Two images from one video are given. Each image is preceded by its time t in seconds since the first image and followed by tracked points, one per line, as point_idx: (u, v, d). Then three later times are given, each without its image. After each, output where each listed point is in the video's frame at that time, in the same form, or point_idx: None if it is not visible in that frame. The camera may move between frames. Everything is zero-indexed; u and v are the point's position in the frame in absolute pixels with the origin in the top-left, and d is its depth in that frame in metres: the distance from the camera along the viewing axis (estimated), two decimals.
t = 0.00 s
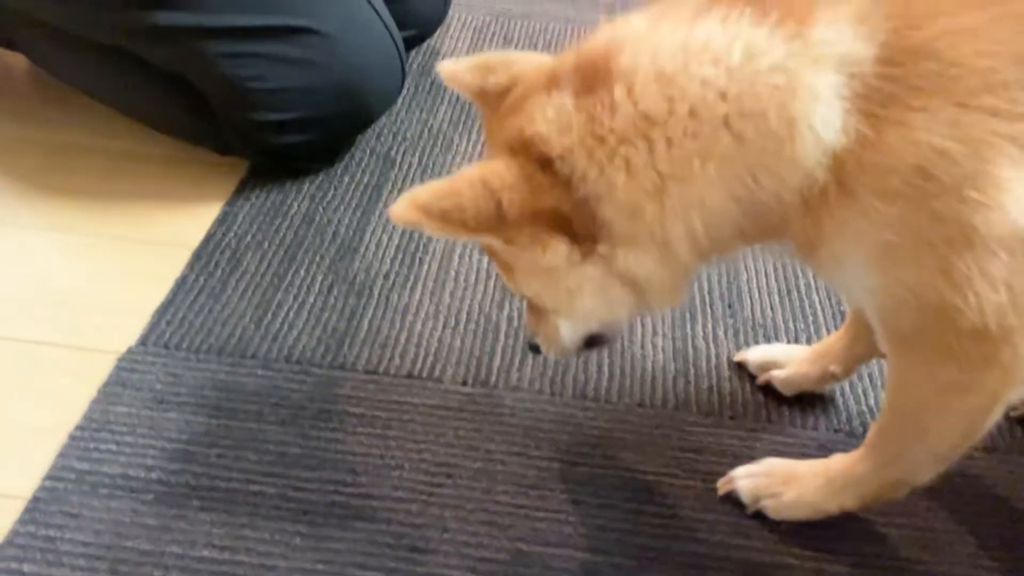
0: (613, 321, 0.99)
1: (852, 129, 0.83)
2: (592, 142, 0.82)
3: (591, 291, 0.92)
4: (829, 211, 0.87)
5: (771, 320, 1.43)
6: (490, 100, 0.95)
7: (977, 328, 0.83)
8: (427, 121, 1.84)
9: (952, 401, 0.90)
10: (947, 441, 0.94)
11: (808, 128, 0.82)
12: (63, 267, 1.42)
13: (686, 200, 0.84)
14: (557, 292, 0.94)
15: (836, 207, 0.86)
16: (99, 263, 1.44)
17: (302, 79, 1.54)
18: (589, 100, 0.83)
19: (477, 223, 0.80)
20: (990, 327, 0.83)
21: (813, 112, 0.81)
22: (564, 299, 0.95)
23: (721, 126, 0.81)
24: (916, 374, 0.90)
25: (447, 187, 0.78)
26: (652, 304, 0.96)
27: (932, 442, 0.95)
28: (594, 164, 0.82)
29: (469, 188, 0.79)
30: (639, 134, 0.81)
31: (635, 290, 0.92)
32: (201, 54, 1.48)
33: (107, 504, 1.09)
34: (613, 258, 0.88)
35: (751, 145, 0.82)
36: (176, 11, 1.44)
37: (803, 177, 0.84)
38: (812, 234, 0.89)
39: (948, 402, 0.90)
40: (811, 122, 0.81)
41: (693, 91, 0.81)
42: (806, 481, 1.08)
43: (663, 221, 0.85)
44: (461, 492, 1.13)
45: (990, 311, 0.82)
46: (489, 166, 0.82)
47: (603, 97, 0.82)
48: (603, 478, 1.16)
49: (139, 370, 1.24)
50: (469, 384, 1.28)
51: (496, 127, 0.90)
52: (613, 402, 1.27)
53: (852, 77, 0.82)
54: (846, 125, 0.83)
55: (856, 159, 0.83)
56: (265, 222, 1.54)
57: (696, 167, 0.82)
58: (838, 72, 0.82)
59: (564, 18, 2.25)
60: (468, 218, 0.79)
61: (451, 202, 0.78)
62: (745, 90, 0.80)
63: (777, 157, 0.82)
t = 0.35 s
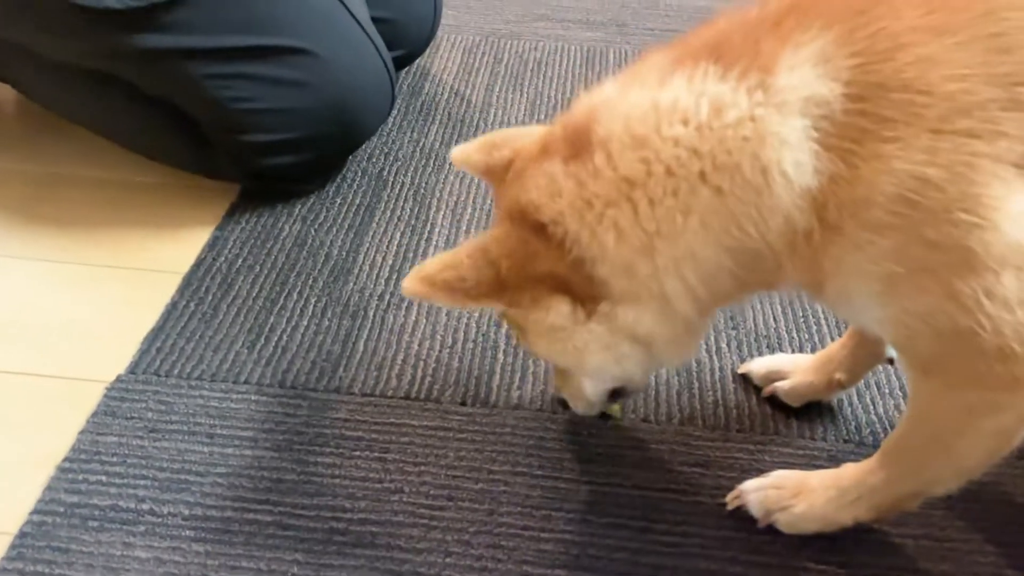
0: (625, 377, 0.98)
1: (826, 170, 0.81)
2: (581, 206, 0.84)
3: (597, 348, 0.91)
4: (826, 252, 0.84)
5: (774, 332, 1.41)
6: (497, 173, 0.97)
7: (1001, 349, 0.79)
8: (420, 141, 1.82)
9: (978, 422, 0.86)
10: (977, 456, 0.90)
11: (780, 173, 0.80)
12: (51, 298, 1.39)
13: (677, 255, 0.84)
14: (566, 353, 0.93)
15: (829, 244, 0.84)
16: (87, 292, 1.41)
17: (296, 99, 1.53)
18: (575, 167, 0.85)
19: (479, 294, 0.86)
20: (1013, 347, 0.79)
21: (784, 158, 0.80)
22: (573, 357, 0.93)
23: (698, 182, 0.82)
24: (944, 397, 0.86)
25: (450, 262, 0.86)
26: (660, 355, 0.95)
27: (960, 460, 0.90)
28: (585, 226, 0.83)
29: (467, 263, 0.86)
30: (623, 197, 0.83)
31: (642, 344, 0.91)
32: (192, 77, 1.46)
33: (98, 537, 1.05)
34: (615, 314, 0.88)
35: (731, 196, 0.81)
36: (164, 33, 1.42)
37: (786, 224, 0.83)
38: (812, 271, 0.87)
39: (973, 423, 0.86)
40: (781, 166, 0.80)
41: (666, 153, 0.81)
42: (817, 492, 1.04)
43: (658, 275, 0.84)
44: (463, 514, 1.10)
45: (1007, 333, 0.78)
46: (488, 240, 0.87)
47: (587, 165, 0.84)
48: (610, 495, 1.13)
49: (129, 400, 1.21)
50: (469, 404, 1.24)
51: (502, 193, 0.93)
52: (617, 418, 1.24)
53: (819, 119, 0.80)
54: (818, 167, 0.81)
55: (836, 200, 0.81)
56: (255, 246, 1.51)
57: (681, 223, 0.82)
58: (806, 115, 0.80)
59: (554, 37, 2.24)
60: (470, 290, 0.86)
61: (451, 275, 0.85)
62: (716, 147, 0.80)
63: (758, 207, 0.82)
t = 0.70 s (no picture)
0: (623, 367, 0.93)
1: (820, 141, 0.78)
2: (558, 181, 0.80)
3: (585, 334, 0.86)
4: (822, 231, 0.81)
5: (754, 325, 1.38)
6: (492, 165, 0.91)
7: (997, 337, 0.76)
8: (393, 139, 1.78)
9: (966, 413, 0.83)
10: (964, 452, 0.87)
11: (769, 145, 0.77)
12: (10, 302, 1.35)
13: (654, 231, 0.80)
14: (555, 341, 0.88)
15: (825, 223, 0.81)
16: (47, 298, 1.36)
17: (258, 95, 1.49)
18: (553, 143, 0.82)
19: (465, 291, 0.84)
20: (1009, 335, 0.76)
21: (773, 128, 0.77)
22: (562, 345, 0.88)
23: (680, 152, 0.78)
24: (936, 388, 0.83)
25: (431, 264, 0.82)
26: (658, 344, 0.89)
27: (946, 454, 0.87)
28: (561, 203, 0.79)
29: (450, 261, 0.82)
30: (600, 169, 0.79)
31: (634, 329, 0.86)
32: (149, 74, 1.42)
33: (51, 549, 1.01)
34: (600, 295, 0.83)
35: (714, 166, 0.78)
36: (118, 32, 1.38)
37: (775, 198, 0.80)
38: (804, 254, 0.84)
39: (962, 415, 0.83)
40: (771, 139, 0.77)
41: (647, 121, 0.78)
42: (799, 488, 1.01)
43: (635, 254, 0.80)
44: (432, 518, 1.06)
45: (1007, 320, 0.75)
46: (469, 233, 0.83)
47: (566, 138, 0.81)
48: (585, 495, 1.09)
49: (86, 407, 1.17)
50: (440, 405, 1.21)
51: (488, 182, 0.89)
52: (592, 415, 1.20)
53: (811, 88, 0.77)
54: (810, 138, 0.78)
55: (830, 174, 0.78)
56: (221, 247, 1.47)
57: (658, 194, 0.79)
58: (795, 83, 0.77)
59: (530, 32, 2.20)
60: (455, 288, 0.83)
61: (433, 278, 0.82)
62: (699, 114, 0.78)
63: (744, 178, 0.78)
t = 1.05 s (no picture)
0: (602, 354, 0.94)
1: (812, 127, 0.78)
2: (562, 166, 0.81)
3: (573, 317, 0.87)
4: (815, 216, 0.81)
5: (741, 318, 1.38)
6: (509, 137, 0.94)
7: (988, 325, 0.77)
8: (379, 134, 1.78)
9: (959, 403, 0.83)
10: (954, 441, 0.87)
11: (763, 131, 0.77)
12: None
13: (652, 219, 0.80)
14: (542, 322, 0.89)
15: (819, 208, 0.80)
16: (32, 295, 1.35)
17: (242, 91, 1.49)
18: (559, 129, 0.83)
19: (464, 251, 0.81)
20: (1002, 324, 0.76)
21: (766, 114, 0.77)
22: (548, 326, 0.89)
23: (676, 142, 0.78)
24: (928, 376, 0.83)
25: (438, 218, 0.80)
26: (640, 331, 0.90)
27: (937, 442, 0.88)
28: (565, 188, 0.80)
29: (455, 218, 0.80)
30: (600, 157, 0.79)
31: (619, 317, 0.87)
32: (132, 70, 1.41)
33: (36, 546, 1.00)
34: (592, 283, 0.84)
35: (710, 156, 0.78)
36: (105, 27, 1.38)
37: (768, 183, 0.80)
38: (799, 241, 0.84)
39: (954, 404, 0.83)
40: (764, 126, 0.77)
41: (643, 112, 0.79)
42: (786, 477, 1.01)
43: (634, 244, 0.81)
44: (421, 512, 1.06)
45: (999, 306, 0.75)
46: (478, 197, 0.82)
47: (570, 126, 0.82)
48: (573, 487, 1.09)
49: (70, 404, 1.16)
50: (428, 399, 1.21)
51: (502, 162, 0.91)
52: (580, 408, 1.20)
53: (804, 75, 0.78)
54: (803, 123, 0.78)
55: (823, 159, 0.78)
56: (207, 243, 1.46)
57: (656, 184, 0.79)
58: (788, 71, 0.78)
59: (516, 27, 2.20)
60: (456, 246, 0.81)
61: (438, 230, 0.80)
62: (695, 103, 0.78)
63: (738, 166, 0.79)
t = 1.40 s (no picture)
0: (581, 348, 0.97)
1: (785, 118, 0.79)
2: (546, 158, 0.81)
3: (560, 306, 0.90)
4: (786, 208, 0.81)
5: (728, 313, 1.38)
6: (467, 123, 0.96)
7: (963, 312, 0.77)
8: (366, 130, 1.77)
9: (937, 391, 0.83)
10: (935, 430, 0.87)
11: (738, 123, 0.79)
12: None
13: (638, 212, 0.81)
14: (524, 314, 0.91)
15: (790, 200, 0.81)
16: (15, 294, 1.34)
17: (228, 87, 1.48)
18: (539, 121, 0.83)
19: (452, 228, 0.77)
20: (975, 310, 0.77)
21: (742, 106, 0.78)
22: (533, 317, 0.91)
23: (656, 136, 0.79)
24: (905, 364, 0.83)
25: (424, 195, 0.76)
26: (622, 324, 0.93)
27: (917, 433, 0.88)
28: (551, 177, 0.80)
29: (443, 195, 0.77)
30: (585, 151, 0.80)
31: (602, 306, 0.90)
32: (118, 63, 1.41)
33: (18, 545, 0.99)
34: (578, 274, 0.86)
35: (688, 150, 0.79)
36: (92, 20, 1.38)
37: (743, 175, 0.81)
38: (771, 232, 0.84)
39: (932, 392, 0.83)
40: (739, 117, 0.78)
41: (625, 105, 0.79)
42: (772, 471, 1.02)
43: (619, 236, 0.82)
44: (407, 508, 1.05)
45: (972, 293, 0.76)
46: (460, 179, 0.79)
47: (550, 119, 0.82)
48: (560, 483, 1.09)
49: (54, 402, 1.15)
50: (415, 395, 1.20)
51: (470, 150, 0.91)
52: (567, 404, 1.20)
53: (777, 66, 0.79)
54: (776, 115, 0.79)
55: (795, 150, 0.79)
56: (192, 240, 1.46)
57: (640, 178, 0.80)
58: (761, 62, 0.79)
59: (504, 24, 2.19)
60: (446, 223, 0.76)
61: (427, 205, 0.75)
62: (673, 97, 0.79)
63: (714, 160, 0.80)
